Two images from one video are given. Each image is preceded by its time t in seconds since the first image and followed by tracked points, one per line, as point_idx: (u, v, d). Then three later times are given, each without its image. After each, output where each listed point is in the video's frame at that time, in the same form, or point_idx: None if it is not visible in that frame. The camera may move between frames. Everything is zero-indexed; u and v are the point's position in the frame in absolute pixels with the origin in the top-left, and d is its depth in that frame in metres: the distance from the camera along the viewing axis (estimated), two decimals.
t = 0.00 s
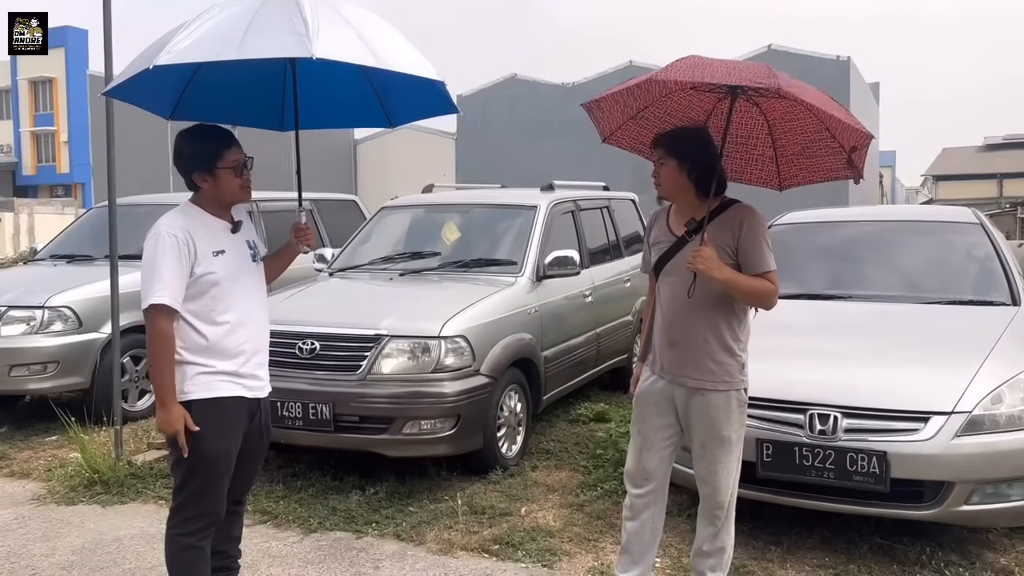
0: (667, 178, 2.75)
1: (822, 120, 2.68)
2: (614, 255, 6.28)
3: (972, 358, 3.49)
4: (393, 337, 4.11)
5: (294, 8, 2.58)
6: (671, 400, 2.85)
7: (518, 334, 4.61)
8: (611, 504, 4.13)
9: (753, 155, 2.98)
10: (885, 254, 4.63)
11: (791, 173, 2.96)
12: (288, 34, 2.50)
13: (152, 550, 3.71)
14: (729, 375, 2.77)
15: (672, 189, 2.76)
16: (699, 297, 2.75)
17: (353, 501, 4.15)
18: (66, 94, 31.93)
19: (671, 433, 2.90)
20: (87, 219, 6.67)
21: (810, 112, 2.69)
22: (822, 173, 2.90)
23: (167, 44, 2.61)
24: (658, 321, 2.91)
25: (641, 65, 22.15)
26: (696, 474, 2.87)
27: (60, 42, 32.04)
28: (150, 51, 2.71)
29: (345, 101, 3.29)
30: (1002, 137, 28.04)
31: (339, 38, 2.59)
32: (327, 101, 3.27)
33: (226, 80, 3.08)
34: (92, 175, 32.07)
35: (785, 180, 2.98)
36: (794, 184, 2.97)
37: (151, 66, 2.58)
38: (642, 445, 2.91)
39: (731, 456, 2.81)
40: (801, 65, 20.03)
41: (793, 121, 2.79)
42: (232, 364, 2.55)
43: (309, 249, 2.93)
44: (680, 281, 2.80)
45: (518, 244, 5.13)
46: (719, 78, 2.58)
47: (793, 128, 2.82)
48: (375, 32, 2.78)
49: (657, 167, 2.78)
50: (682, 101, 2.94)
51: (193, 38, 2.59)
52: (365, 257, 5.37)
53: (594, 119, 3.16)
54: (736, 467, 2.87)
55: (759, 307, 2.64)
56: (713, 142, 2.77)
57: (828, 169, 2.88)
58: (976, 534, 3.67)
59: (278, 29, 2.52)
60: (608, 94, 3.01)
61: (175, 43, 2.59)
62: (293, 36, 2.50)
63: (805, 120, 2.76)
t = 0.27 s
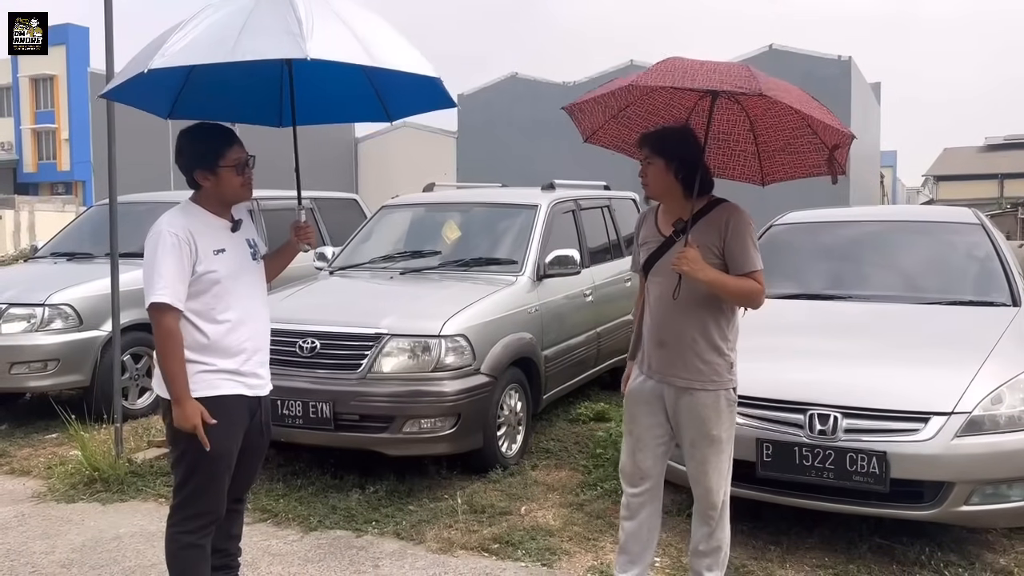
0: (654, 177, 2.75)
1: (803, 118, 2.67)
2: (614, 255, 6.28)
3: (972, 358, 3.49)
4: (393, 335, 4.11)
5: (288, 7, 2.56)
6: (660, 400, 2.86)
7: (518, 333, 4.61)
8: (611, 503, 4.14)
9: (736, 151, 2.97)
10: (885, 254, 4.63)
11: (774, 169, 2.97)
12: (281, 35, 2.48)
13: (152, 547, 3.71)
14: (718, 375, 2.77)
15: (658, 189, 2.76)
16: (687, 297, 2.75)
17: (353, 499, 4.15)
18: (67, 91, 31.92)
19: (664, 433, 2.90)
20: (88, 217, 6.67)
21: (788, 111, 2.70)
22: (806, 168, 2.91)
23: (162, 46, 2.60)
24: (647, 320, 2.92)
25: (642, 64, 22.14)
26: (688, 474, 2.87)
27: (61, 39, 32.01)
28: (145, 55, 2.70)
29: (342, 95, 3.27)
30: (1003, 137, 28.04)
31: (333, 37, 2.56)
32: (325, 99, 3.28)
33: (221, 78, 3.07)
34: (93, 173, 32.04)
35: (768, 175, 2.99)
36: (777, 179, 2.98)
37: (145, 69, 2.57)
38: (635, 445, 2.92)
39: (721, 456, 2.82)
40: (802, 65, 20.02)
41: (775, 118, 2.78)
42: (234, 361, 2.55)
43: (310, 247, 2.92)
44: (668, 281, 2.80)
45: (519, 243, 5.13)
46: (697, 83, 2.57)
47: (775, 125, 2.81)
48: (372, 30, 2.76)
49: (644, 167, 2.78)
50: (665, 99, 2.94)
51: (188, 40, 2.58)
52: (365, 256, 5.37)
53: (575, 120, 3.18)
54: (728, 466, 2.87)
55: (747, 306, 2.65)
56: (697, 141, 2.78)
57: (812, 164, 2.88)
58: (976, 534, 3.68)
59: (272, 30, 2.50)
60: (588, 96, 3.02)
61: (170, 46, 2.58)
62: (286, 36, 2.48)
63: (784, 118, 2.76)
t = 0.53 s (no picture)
0: (646, 175, 2.75)
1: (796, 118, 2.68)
2: (614, 254, 6.28)
3: (972, 359, 3.49)
4: (393, 335, 4.11)
5: (284, 9, 2.54)
6: (648, 398, 2.86)
7: (517, 333, 4.61)
8: (610, 503, 4.14)
9: (730, 154, 2.98)
10: (885, 255, 4.63)
11: (768, 171, 2.96)
12: (279, 38, 2.47)
13: (151, 546, 3.72)
14: (704, 375, 2.77)
15: (650, 187, 2.76)
16: (676, 296, 2.76)
17: (352, 498, 4.15)
18: (67, 89, 31.90)
19: (654, 432, 2.90)
20: (88, 215, 6.67)
21: (782, 111, 2.70)
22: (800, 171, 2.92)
23: (159, 50, 2.59)
24: (635, 319, 2.92)
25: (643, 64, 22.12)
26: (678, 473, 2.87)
27: (61, 37, 31.98)
28: (141, 60, 2.69)
29: (336, 90, 3.27)
30: (1003, 137, 28.05)
31: (331, 38, 2.54)
32: (319, 96, 3.29)
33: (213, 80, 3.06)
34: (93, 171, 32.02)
35: (762, 178, 2.99)
36: (771, 182, 2.98)
37: (142, 76, 2.57)
38: (625, 445, 2.92)
39: (710, 456, 2.82)
40: (803, 65, 20.02)
41: (768, 119, 2.79)
42: (233, 360, 2.55)
43: (309, 246, 2.92)
44: (657, 279, 2.80)
45: (518, 243, 5.13)
46: (691, 79, 2.58)
47: (768, 127, 2.82)
48: (370, 30, 2.74)
49: (636, 165, 2.78)
50: (658, 101, 2.95)
51: (185, 44, 2.57)
52: (365, 255, 5.37)
53: (569, 120, 3.17)
54: (717, 465, 2.87)
55: (736, 306, 2.65)
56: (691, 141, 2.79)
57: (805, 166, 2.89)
58: (975, 535, 3.68)
59: (269, 34, 2.49)
60: (581, 95, 3.02)
61: (167, 51, 2.57)
62: (283, 40, 2.46)
63: (778, 119, 2.76)
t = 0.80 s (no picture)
0: (644, 173, 2.75)
1: (793, 121, 2.69)
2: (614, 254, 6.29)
3: (971, 360, 3.49)
4: (392, 334, 4.11)
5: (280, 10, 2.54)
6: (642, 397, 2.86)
7: (517, 332, 4.60)
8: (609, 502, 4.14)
9: (723, 156, 2.99)
10: (885, 255, 4.63)
11: (760, 175, 2.97)
12: (276, 42, 2.47)
13: (150, 544, 3.72)
14: (698, 375, 2.77)
15: (649, 186, 2.76)
16: (671, 296, 2.75)
17: (351, 497, 4.15)
18: (66, 87, 31.88)
19: (648, 432, 2.90)
20: (87, 213, 6.66)
21: (779, 115, 2.71)
22: (793, 175, 2.92)
23: (155, 56, 2.58)
24: (629, 318, 2.92)
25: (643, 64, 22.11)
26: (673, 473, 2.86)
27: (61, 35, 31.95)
28: (136, 65, 2.68)
29: (331, 84, 3.27)
30: (1003, 138, 28.07)
31: (328, 38, 2.54)
32: (312, 91, 3.29)
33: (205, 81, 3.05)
34: (92, 169, 31.99)
35: (754, 181, 3.00)
36: (763, 185, 2.98)
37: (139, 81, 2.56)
38: (619, 444, 2.92)
39: (703, 456, 2.82)
40: (803, 65, 20.01)
41: (763, 123, 2.79)
42: (232, 359, 2.55)
43: (309, 245, 2.92)
44: (652, 279, 2.80)
45: (518, 242, 5.13)
46: (693, 77, 2.57)
47: (763, 131, 2.83)
48: (367, 29, 2.74)
49: (635, 164, 2.77)
50: (655, 100, 2.94)
51: (180, 49, 2.56)
52: (364, 254, 5.37)
53: (566, 116, 3.14)
54: (711, 465, 2.87)
55: (731, 307, 2.65)
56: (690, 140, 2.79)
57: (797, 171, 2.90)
58: (973, 535, 3.68)
59: (266, 37, 2.49)
60: (581, 93, 2.97)
61: (163, 56, 2.56)
62: (281, 43, 2.46)
63: (774, 122, 2.77)
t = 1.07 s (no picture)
0: (646, 174, 2.74)
1: (792, 122, 2.70)
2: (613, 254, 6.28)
3: (970, 360, 3.49)
4: (391, 333, 4.10)
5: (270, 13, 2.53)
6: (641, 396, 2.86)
7: (516, 332, 4.60)
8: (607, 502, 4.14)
9: (719, 158, 2.99)
10: (884, 255, 4.63)
11: (756, 177, 2.97)
12: (267, 46, 2.46)
13: (148, 543, 3.71)
14: (698, 375, 2.77)
15: (651, 186, 2.76)
16: (671, 297, 2.75)
17: (349, 496, 4.15)
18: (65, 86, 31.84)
19: (649, 432, 2.90)
20: (86, 211, 6.66)
21: (777, 116, 2.72)
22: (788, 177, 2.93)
23: (146, 61, 2.58)
24: (629, 318, 2.91)
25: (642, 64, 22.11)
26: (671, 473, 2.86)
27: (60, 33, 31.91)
28: (128, 70, 2.68)
29: (329, 82, 3.27)
30: (1002, 140, 28.10)
31: (319, 41, 2.54)
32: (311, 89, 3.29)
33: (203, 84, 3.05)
34: (91, 168, 31.96)
35: (748, 184, 3.00)
36: (759, 187, 2.98)
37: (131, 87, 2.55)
38: (619, 444, 2.92)
39: (703, 456, 2.82)
40: (803, 65, 20.02)
41: (761, 124, 2.80)
42: (230, 358, 2.55)
43: (308, 244, 2.92)
44: (653, 279, 2.79)
45: (517, 242, 5.12)
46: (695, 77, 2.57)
47: (760, 132, 2.84)
48: (360, 30, 2.73)
49: (637, 164, 2.77)
50: (653, 102, 2.95)
51: (172, 54, 2.56)
52: (363, 253, 5.37)
53: (566, 116, 3.15)
54: (712, 465, 2.87)
55: (732, 308, 2.65)
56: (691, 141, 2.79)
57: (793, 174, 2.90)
58: (972, 536, 3.68)
59: (257, 40, 2.48)
60: (583, 92, 2.98)
61: (154, 62, 2.56)
62: (271, 47, 2.46)
63: (773, 123, 2.77)
